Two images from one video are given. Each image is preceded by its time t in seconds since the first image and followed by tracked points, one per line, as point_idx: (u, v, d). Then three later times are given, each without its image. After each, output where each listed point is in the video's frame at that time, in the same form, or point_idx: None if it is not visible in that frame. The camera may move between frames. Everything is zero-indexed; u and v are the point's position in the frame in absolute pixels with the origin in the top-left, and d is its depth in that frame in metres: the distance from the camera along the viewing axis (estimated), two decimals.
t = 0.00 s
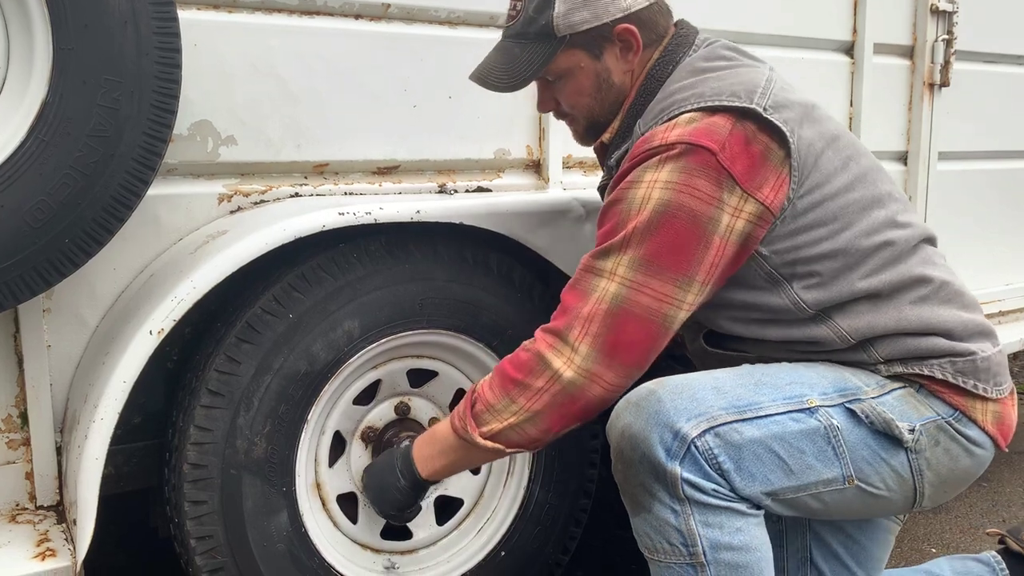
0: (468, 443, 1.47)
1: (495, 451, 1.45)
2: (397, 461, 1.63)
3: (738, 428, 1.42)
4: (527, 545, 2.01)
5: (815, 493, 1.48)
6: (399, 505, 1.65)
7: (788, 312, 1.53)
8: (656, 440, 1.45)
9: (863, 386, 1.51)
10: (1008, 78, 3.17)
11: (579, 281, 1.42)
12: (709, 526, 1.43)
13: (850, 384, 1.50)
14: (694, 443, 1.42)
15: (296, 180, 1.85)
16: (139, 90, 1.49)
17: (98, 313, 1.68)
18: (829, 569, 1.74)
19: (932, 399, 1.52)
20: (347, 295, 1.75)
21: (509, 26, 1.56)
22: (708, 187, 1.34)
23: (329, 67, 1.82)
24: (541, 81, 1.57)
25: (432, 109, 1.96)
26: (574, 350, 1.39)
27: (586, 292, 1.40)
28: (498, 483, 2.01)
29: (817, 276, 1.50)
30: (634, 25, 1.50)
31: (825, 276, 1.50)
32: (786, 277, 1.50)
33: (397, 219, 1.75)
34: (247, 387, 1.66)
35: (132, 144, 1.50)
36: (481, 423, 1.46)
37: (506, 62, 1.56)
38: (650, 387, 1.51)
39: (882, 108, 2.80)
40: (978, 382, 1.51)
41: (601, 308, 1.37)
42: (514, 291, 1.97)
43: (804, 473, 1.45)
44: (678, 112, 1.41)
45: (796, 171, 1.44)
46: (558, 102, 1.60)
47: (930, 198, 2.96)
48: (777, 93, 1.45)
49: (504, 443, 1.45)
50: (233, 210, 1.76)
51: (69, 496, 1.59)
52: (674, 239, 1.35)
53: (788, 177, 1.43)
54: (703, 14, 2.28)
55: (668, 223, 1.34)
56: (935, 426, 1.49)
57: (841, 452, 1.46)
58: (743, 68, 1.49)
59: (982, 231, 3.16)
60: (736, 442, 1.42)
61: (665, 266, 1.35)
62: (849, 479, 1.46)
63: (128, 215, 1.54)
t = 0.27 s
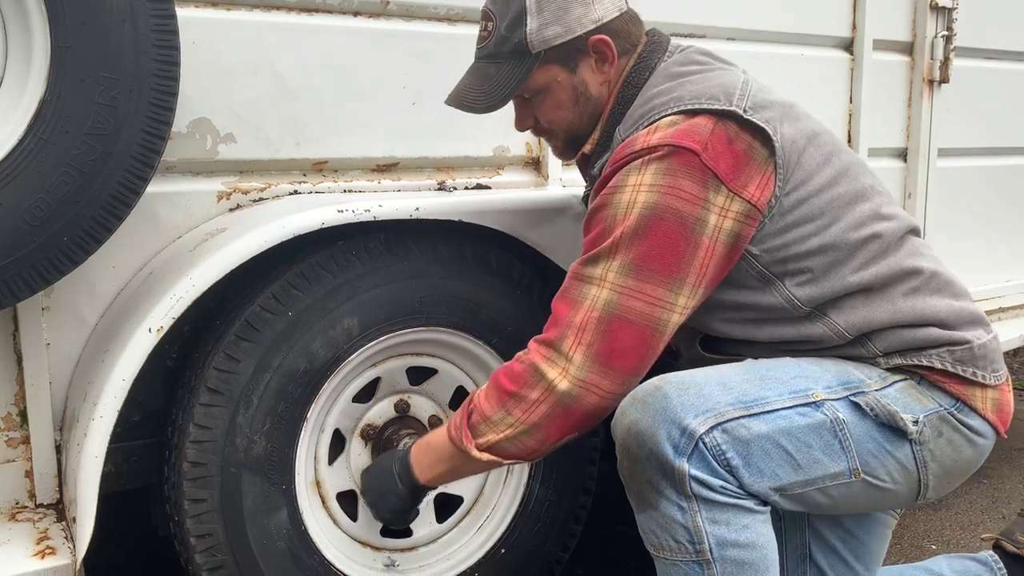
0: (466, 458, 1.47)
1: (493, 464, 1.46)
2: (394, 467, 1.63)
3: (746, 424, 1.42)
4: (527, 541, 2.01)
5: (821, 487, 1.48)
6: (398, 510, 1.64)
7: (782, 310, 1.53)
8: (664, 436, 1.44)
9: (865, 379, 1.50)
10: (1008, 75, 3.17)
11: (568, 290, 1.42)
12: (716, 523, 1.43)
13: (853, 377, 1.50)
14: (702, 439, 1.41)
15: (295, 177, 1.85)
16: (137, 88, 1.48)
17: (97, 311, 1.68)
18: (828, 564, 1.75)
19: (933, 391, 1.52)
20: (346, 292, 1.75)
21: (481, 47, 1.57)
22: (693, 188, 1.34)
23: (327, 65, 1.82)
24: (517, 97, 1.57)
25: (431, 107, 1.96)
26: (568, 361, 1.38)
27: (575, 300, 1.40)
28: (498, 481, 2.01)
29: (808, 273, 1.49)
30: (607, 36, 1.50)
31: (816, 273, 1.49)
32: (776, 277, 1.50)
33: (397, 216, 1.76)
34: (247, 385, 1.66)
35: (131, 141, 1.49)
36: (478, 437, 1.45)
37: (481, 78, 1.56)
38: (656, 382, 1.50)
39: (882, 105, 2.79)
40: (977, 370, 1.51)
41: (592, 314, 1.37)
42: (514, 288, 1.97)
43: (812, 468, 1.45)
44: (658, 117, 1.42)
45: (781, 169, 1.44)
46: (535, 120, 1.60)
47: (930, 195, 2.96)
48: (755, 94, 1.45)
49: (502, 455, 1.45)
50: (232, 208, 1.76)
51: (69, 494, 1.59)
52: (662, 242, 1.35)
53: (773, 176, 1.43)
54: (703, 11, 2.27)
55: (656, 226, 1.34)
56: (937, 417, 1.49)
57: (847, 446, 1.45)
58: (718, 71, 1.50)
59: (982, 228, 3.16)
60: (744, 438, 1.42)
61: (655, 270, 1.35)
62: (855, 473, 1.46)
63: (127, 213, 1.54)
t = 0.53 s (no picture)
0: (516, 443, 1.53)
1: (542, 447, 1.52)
2: (421, 418, 1.68)
3: (739, 422, 1.42)
4: (525, 540, 2.01)
5: (817, 485, 1.47)
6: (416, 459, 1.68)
7: (789, 301, 1.52)
8: (657, 436, 1.42)
9: (859, 376, 1.50)
10: (1006, 73, 3.17)
11: (604, 280, 1.44)
12: (711, 522, 1.42)
13: (847, 374, 1.51)
14: (696, 438, 1.41)
15: (293, 176, 1.84)
16: (133, 88, 1.48)
17: (95, 310, 1.68)
18: (825, 563, 1.75)
19: (929, 387, 1.52)
20: (344, 292, 1.75)
21: (483, 39, 1.56)
22: (723, 167, 1.36)
23: (325, 64, 1.82)
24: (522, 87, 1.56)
25: (429, 106, 1.96)
26: (616, 356, 1.43)
27: (615, 291, 1.42)
28: (497, 479, 2.01)
29: (818, 262, 1.49)
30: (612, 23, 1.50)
31: (825, 263, 1.49)
32: (787, 266, 1.50)
33: (394, 215, 1.75)
34: (244, 385, 1.66)
35: (128, 141, 1.49)
36: (525, 423, 1.51)
37: (485, 69, 1.56)
38: (650, 381, 1.44)
39: (880, 104, 2.79)
40: (973, 369, 1.52)
41: (634, 305, 1.39)
42: (512, 287, 1.97)
43: (806, 465, 1.45)
44: (677, 97, 1.42)
45: (794, 150, 1.46)
46: (541, 110, 1.60)
47: (928, 193, 2.96)
48: (765, 79, 1.47)
49: (547, 439, 1.51)
50: (230, 207, 1.76)
51: (67, 494, 1.59)
52: (698, 225, 1.36)
53: (789, 154, 1.45)
54: (701, 9, 2.27)
55: (691, 210, 1.36)
56: (933, 414, 1.49)
57: (842, 443, 1.45)
58: (725, 57, 1.51)
59: (980, 226, 3.16)
60: (738, 436, 1.42)
61: (693, 254, 1.37)
62: (851, 470, 1.46)
63: (125, 213, 1.54)
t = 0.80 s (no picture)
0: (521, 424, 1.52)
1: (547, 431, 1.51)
2: (442, 388, 1.66)
3: (754, 422, 1.42)
4: (523, 540, 2.01)
5: (826, 485, 1.47)
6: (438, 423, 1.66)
7: (800, 300, 1.52)
8: (674, 436, 1.42)
9: (867, 376, 1.51)
10: (1003, 72, 3.17)
11: (620, 272, 1.43)
12: (725, 522, 1.42)
13: (855, 374, 1.51)
14: (713, 439, 1.41)
15: (290, 177, 1.84)
16: (130, 89, 1.48)
17: (92, 311, 1.67)
18: (822, 561, 1.75)
19: (932, 387, 1.52)
20: (340, 292, 1.75)
21: (501, 24, 1.57)
22: (745, 164, 1.35)
23: (322, 64, 1.81)
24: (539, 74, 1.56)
25: (426, 106, 1.96)
26: (624, 346, 1.41)
27: (631, 283, 1.41)
28: (494, 479, 2.01)
29: (832, 262, 1.49)
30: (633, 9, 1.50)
31: (838, 263, 1.49)
32: (801, 263, 1.49)
33: (391, 215, 1.75)
34: (242, 385, 1.66)
35: (124, 142, 1.49)
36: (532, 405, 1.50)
37: (502, 56, 1.55)
38: (665, 381, 1.45)
39: (877, 103, 2.79)
40: (974, 372, 1.53)
41: (651, 298, 1.38)
42: (510, 287, 1.97)
43: (818, 465, 1.45)
44: (701, 91, 1.41)
45: (817, 148, 1.45)
46: (558, 97, 1.59)
47: (926, 193, 2.96)
48: (788, 76, 1.46)
49: (552, 424, 1.50)
50: (227, 208, 1.76)
51: (64, 495, 1.58)
52: (718, 221, 1.35)
53: (812, 156, 1.45)
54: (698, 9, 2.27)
55: (712, 205, 1.35)
56: (937, 414, 1.49)
57: (852, 443, 1.45)
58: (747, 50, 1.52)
59: (977, 225, 3.16)
60: (753, 436, 1.42)
61: (711, 250, 1.36)
62: (859, 469, 1.46)
63: (121, 214, 1.54)
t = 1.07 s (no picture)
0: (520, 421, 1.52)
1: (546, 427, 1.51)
2: (442, 388, 1.66)
3: (757, 420, 1.42)
4: (523, 540, 2.01)
5: (828, 483, 1.48)
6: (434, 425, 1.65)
7: (806, 300, 1.52)
8: (678, 433, 1.43)
9: (870, 375, 1.51)
10: (1002, 73, 3.17)
11: (626, 270, 1.43)
12: (727, 519, 1.43)
13: (858, 373, 1.51)
14: (716, 435, 1.41)
15: (289, 177, 1.84)
16: (129, 89, 1.48)
17: (91, 311, 1.68)
18: (822, 559, 1.75)
19: (934, 387, 1.52)
20: (340, 292, 1.75)
21: (512, 25, 1.57)
22: (754, 166, 1.35)
23: (321, 64, 1.82)
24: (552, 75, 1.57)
25: (426, 106, 1.96)
26: (624, 342, 1.42)
27: (637, 281, 1.41)
28: (494, 478, 2.01)
29: (838, 263, 1.49)
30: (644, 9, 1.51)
31: (844, 265, 1.49)
32: (808, 265, 1.49)
33: (390, 215, 1.75)
34: (241, 385, 1.66)
35: (123, 142, 1.49)
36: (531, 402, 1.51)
37: (513, 56, 1.56)
38: (668, 377, 1.46)
39: (875, 103, 2.80)
40: (976, 373, 1.53)
41: (655, 297, 1.38)
42: (509, 287, 1.97)
43: (820, 463, 1.45)
44: (713, 92, 1.41)
45: (827, 150, 1.45)
46: (568, 96, 1.60)
47: (924, 193, 2.96)
48: (800, 78, 1.46)
49: (552, 421, 1.51)
50: (226, 208, 1.76)
51: (64, 495, 1.59)
52: (725, 222, 1.36)
53: (822, 159, 1.45)
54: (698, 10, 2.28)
55: (719, 206, 1.35)
56: (939, 414, 1.50)
57: (855, 441, 1.46)
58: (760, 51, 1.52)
59: (976, 225, 3.16)
60: (756, 433, 1.42)
61: (717, 250, 1.36)
62: (860, 468, 1.46)
63: (120, 214, 1.54)
